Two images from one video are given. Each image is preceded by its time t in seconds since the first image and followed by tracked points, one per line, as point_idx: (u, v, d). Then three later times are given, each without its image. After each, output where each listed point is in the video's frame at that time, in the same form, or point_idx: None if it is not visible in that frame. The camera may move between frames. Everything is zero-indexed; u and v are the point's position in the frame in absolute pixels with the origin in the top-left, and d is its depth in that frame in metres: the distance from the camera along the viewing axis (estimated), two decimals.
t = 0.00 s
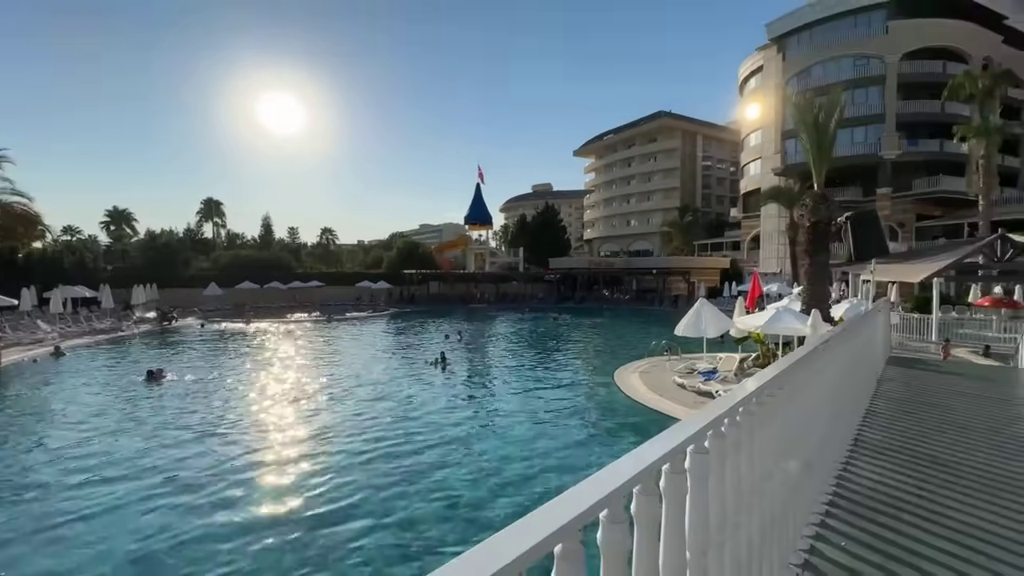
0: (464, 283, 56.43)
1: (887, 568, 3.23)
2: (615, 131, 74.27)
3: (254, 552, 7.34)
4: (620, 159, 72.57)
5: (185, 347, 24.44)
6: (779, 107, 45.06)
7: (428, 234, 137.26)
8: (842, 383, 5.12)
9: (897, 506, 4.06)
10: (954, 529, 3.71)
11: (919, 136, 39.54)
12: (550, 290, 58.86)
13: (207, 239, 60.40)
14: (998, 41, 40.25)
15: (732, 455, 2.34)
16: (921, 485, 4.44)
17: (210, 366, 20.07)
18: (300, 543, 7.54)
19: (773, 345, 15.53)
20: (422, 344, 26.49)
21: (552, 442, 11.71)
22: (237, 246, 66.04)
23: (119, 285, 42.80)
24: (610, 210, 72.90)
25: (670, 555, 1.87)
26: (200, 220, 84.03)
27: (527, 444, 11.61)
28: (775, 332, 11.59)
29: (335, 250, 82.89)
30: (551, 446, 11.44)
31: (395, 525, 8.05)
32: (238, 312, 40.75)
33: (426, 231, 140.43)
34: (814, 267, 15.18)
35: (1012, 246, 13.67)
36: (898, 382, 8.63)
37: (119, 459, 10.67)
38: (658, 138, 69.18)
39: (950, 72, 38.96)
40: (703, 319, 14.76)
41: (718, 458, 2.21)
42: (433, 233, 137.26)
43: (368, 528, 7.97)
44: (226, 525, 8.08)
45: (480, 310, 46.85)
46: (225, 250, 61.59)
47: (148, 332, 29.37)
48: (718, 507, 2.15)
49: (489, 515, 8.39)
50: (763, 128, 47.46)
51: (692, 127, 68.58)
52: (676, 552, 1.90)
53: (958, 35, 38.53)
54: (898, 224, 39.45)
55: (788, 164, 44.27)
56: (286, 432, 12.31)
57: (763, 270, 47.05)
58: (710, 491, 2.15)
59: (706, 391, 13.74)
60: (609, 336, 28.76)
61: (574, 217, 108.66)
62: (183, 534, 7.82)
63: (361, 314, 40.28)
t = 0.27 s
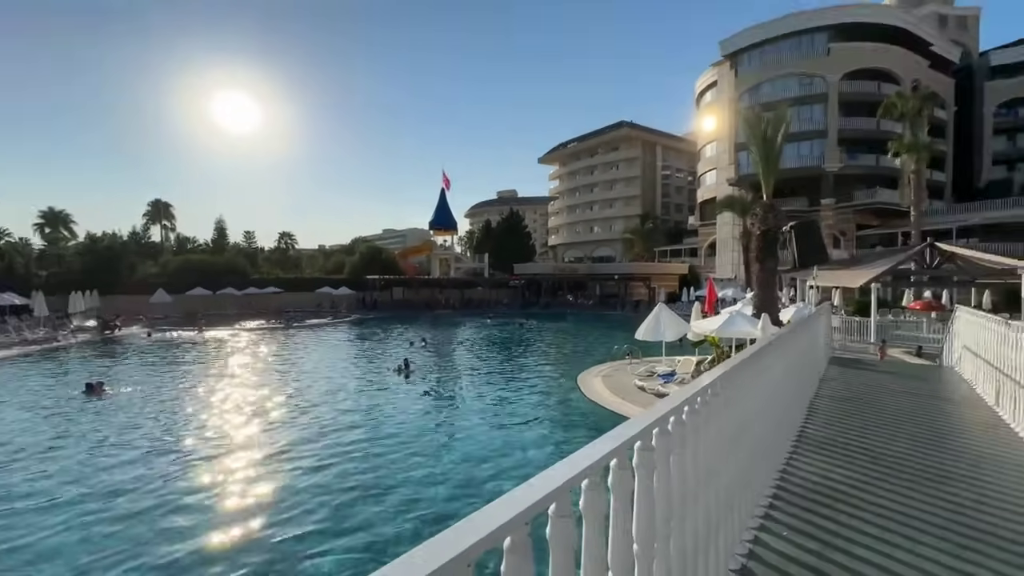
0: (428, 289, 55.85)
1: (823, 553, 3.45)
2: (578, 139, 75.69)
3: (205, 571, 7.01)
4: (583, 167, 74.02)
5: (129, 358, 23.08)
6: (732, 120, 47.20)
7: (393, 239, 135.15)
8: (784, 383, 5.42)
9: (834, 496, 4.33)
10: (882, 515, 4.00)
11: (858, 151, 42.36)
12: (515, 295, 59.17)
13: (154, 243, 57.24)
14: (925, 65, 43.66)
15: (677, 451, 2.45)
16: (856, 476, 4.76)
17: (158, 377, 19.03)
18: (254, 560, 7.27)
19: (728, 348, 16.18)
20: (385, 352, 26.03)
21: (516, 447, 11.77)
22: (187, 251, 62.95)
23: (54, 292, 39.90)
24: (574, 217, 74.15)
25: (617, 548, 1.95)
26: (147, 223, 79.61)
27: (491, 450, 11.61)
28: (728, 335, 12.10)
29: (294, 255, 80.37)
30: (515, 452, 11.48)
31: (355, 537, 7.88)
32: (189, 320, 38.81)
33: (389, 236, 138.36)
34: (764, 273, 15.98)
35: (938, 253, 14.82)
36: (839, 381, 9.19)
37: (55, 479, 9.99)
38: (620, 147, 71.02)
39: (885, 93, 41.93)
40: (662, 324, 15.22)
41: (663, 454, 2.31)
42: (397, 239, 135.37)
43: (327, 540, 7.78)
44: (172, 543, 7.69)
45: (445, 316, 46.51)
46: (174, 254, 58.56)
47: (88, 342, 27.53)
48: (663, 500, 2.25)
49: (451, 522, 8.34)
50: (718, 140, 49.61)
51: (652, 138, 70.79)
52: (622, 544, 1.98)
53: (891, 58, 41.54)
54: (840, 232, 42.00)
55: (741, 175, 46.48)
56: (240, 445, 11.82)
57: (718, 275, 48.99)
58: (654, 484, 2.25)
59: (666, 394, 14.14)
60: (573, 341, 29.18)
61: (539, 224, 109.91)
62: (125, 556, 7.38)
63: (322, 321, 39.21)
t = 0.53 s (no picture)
0: (390, 294, 54.91)
1: (766, 542, 3.65)
2: (541, 146, 76.55)
3: None
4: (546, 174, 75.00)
5: (62, 368, 21.47)
6: (688, 131, 49.07)
7: (353, 244, 132.08)
8: (733, 384, 5.68)
9: (777, 489, 4.59)
10: (819, 504, 4.27)
11: (803, 163, 45.00)
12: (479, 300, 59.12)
13: (91, 245, 53.53)
14: (861, 85, 46.93)
15: (628, 448, 2.56)
16: (797, 469, 5.05)
17: (95, 388, 17.81)
18: None
19: (685, 350, 16.75)
20: (345, 358, 25.40)
21: (481, 451, 11.73)
22: (129, 254, 59.22)
23: None
24: (537, 223, 74.98)
25: (570, 543, 2.00)
26: (83, 223, 74.39)
27: (455, 456, 11.53)
28: (684, 337, 12.57)
29: (248, 258, 77.19)
30: (478, 457, 11.46)
31: (313, 549, 7.65)
32: (131, 327, 36.51)
33: (349, 240, 135.07)
34: (717, 278, 16.70)
35: (874, 260, 15.92)
36: (785, 381, 9.71)
37: None
38: (581, 155, 72.42)
39: (826, 109, 44.76)
40: (622, 327, 15.60)
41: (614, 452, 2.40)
42: (358, 243, 132.44)
43: (283, 553, 7.51)
44: (112, 564, 7.23)
45: (408, 321, 45.89)
46: (114, 257, 54.95)
47: (14, 352, 25.40)
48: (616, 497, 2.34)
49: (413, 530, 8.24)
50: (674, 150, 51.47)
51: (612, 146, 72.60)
52: (577, 542, 2.05)
53: (831, 77, 44.40)
54: (787, 239, 44.37)
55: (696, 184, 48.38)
56: (189, 457, 11.21)
57: (676, 280, 50.69)
58: (606, 482, 2.33)
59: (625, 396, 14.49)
60: (536, 346, 29.43)
61: (502, 229, 110.39)
62: None
63: (277, 327, 37.75)
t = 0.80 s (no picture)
0: (351, 298, 53.61)
1: (715, 535, 3.82)
2: (505, 151, 76.95)
3: None
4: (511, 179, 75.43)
5: None
6: (647, 141, 50.59)
7: (312, 247, 128.26)
8: (687, 385, 5.92)
9: (727, 484, 4.81)
10: (765, 497, 4.50)
11: (754, 174, 47.29)
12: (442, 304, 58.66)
13: (20, 246, 49.53)
14: (805, 101, 49.84)
15: (582, 450, 2.63)
16: (745, 466, 5.30)
17: (25, 401, 16.51)
18: None
19: (644, 353, 17.21)
20: (303, 365, 24.62)
21: (445, 457, 11.67)
22: (64, 256, 55.21)
23: None
24: (502, 228, 75.21)
25: (526, 542, 2.04)
26: (12, 223, 68.83)
27: (418, 464, 11.40)
28: (643, 341, 12.93)
29: (199, 262, 73.57)
30: (440, 464, 11.37)
31: (267, 563, 7.38)
32: (66, 335, 34.03)
33: (308, 243, 131.08)
34: (675, 283, 17.27)
35: (818, 266, 16.89)
36: (735, 382, 10.15)
37: None
38: (545, 161, 73.26)
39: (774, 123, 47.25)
40: (584, 331, 15.85)
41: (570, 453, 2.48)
42: (317, 246, 128.63)
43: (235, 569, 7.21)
44: None
45: (369, 326, 44.93)
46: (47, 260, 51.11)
47: None
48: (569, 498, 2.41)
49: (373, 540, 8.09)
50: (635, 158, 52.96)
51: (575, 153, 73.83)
52: (530, 544, 2.10)
53: (778, 93, 46.93)
54: (740, 246, 46.43)
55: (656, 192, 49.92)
56: (131, 472, 10.57)
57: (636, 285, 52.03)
58: (561, 481, 2.40)
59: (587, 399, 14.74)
60: (500, 350, 29.48)
61: (467, 233, 110.05)
62: None
63: (229, 334, 36.09)
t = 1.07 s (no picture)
0: (312, 303, 52.07)
1: (673, 533, 3.94)
2: (472, 155, 76.96)
3: None
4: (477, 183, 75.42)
5: None
6: (611, 148, 51.78)
7: (272, 250, 123.93)
8: (647, 387, 6.08)
9: (684, 482, 4.97)
10: (720, 494, 4.68)
11: (712, 182, 49.17)
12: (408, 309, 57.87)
13: None
14: (759, 114, 52.28)
15: (543, 452, 2.66)
16: (702, 464, 5.49)
17: None
18: None
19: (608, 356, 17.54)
20: (260, 372, 23.72)
21: (408, 463, 11.51)
22: None
23: None
24: (468, 231, 75.01)
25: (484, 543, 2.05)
26: None
27: (381, 471, 11.19)
28: (607, 344, 13.20)
29: (147, 264, 69.74)
30: (404, 470, 11.20)
31: None
32: None
33: (267, 245, 126.56)
34: (637, 287, 17.73)
35: (771, 271, 17.70)
36: (693, 383, 10.50)
37: None
38: (512, 165, 73.63)
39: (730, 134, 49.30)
40: (549, 335, 15.99)
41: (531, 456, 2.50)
42: (277, 248, 124.37)
43: None
44: None
45: (332, 331, 43.77)
46: None
47: None
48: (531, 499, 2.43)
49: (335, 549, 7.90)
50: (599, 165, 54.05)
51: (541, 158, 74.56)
52: (490, 547, 2.10)
53: (734, 106, 49.04)
54: (699, 251, 48.08)
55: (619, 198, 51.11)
56: (70, 486, 9.91)
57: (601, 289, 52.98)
58: (521, 484, 2.43)
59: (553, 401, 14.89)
60: (466, 355, 29.36)
61: (433, 237, 109.15)
62: None
63: (181, 340, 34.36)
